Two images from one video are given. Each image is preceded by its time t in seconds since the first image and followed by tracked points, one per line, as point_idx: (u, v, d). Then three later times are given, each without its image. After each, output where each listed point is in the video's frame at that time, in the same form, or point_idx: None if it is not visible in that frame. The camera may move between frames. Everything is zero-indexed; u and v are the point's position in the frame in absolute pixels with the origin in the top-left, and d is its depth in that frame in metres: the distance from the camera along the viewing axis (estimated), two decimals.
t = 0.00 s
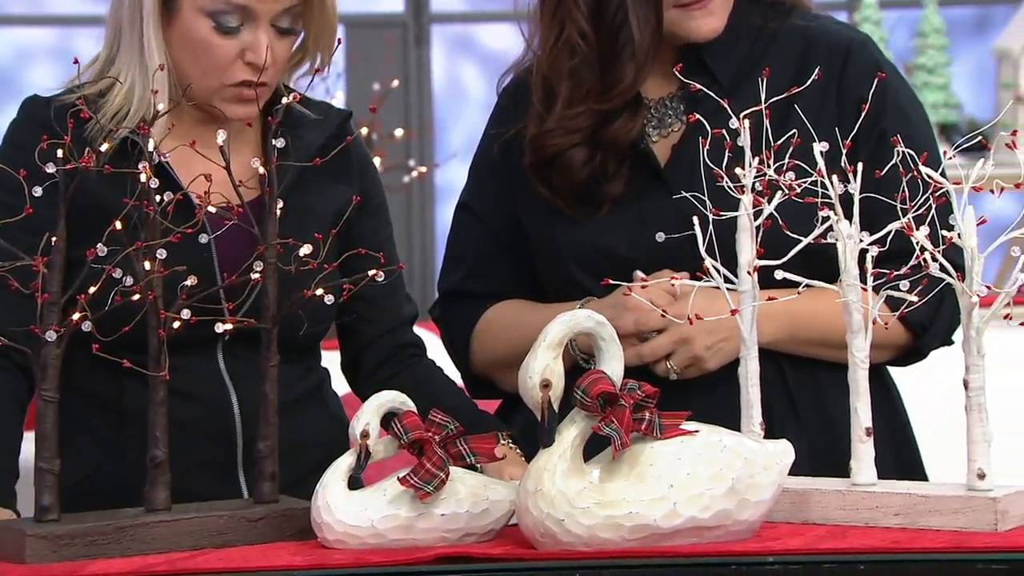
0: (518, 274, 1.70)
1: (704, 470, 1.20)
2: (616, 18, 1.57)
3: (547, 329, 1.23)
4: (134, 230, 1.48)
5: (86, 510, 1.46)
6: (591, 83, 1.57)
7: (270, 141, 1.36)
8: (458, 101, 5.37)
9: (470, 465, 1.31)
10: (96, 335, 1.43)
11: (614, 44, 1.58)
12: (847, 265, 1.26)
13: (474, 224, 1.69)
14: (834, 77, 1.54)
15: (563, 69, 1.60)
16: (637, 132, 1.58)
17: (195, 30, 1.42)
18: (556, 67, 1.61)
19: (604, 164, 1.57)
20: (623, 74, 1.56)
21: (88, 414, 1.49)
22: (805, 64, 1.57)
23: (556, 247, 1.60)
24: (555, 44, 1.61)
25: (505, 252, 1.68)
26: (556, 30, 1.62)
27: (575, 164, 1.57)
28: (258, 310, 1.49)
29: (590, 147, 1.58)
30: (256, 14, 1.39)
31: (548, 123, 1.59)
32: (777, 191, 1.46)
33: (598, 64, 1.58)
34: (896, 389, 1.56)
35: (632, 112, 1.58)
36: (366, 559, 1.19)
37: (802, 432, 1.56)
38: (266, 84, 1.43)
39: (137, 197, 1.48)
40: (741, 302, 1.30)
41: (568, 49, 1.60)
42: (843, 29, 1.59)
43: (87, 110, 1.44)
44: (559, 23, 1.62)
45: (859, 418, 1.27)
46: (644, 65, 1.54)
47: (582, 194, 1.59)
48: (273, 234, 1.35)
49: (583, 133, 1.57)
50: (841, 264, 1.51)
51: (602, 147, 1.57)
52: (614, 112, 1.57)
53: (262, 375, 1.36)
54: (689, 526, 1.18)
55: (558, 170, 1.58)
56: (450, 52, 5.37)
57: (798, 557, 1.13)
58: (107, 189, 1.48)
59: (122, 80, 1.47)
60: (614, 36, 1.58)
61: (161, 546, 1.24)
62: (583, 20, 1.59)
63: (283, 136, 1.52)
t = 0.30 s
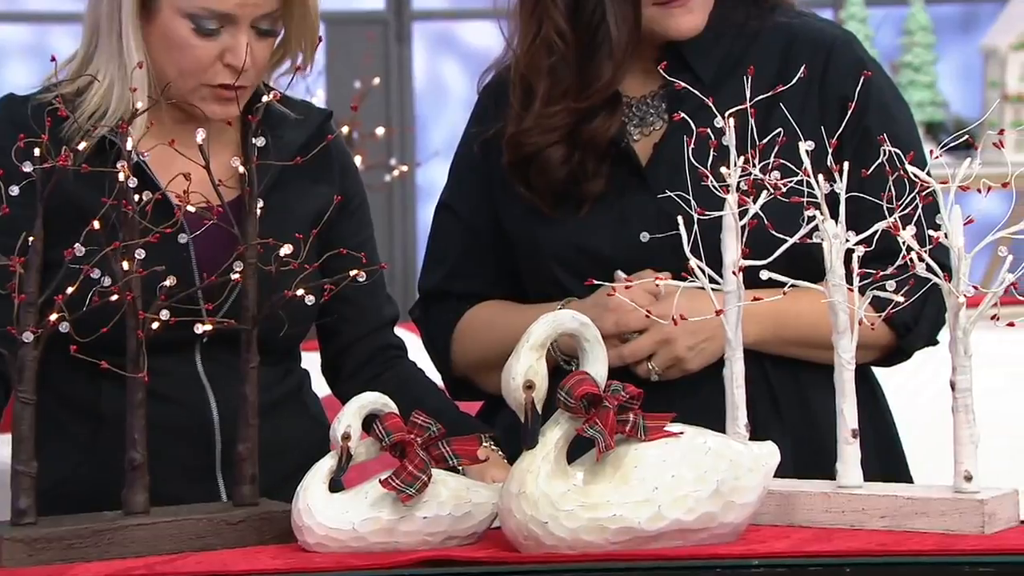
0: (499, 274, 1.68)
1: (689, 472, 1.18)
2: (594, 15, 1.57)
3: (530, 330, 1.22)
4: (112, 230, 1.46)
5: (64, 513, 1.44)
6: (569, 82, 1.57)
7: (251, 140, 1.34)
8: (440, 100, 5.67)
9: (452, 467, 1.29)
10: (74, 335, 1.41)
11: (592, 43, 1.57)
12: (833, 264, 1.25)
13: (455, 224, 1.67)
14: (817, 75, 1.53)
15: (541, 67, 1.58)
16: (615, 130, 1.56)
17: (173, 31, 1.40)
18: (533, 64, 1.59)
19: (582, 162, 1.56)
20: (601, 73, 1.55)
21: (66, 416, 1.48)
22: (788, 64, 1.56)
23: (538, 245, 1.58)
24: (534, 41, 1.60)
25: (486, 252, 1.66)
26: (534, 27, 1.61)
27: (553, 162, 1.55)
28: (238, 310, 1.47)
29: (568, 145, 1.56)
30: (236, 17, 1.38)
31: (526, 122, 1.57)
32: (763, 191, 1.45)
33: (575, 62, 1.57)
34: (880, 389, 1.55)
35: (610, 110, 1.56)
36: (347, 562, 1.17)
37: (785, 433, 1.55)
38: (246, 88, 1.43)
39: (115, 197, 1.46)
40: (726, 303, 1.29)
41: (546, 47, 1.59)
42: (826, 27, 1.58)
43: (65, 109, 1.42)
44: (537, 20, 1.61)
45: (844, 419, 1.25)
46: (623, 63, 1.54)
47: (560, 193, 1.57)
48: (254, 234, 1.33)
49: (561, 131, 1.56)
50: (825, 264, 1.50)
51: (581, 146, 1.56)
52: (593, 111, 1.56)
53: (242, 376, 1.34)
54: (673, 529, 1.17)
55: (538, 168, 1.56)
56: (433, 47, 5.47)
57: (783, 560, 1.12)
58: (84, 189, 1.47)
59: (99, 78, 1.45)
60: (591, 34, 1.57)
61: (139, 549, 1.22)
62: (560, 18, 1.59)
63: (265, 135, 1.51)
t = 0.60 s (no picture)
0: (478, 274, 1.66)
1: (673, 475, 1.16)
2: (572, 12, 1.55)
3: (512, 332, 1.20)
4: (88, 230, 1.44)
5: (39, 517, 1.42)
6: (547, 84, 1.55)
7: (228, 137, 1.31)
8: (419, 96, 5.63)
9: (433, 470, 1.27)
10: (48, 336, 1.39)
11: (572, 39, 1.55)
12: (818, 264, 1.23)
13: (434, 223, 1.65)
14: (800, 73, 1.52)
15: (519, 65, 1.57)
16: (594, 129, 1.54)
17: None
18: (511, 64, 1.58)
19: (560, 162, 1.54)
20: (580, 71, 1.53)
21: (41, 419, 1.45)
22: (768, 63, 1.55)
23: (516, 244, 1.57)
24: (512, 38, 1.59)
25: (466, 252, 1.64)
26: (512, 24, 1.60)
27: (530, 162, 1.53)
28: (215, 311, 1.45)
29: (546, 145, 1.54)
30: None
31: (504, 122, 1.55)
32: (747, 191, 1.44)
33: (553, 61, 1.56)
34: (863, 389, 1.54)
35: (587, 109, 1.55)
36: (327, 566, 1.15)
37: (767, 435, 1.54)
38: (222, 45, 1.40)
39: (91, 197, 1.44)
40: (711, 304, 1.28)
41: (523, 45, 1.58)
42: (808, 24, 1.57)
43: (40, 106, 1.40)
44: (515, 19, 1.60)
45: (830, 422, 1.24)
46: (601, 61, 1.52)
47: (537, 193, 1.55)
48: (232, 234, 1.31)
49: (539, 130, 1.54)
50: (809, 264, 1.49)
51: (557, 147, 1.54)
52: (571, 109, 1.54)
53: (220, 378, 1.32)
54: (657, 532, 1.15)
55: (517, 170, 1.54)
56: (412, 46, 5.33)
57: (769, 565, 1.10)
58: (59, 189, 1.44)
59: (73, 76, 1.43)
60: (569, 32, 1.56)
61: (116, 555, 1.20)
62: (538, 16, 1.57)
63: (243, 133, 1.48)
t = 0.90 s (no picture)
0: (456, 273, 1.64)
1: (653, 478, 1.15)
2: None
3: (490, 333, 1.19)
4: (60, 230, 1.42)
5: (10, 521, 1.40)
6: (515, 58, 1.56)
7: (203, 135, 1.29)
8: (395, 95, 5.60)
9: (410, 473, 1.25)
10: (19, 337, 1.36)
11: None
12: (800, 265, 1.22)
13: (412, 220, 1.63)
14: (787, 72, 1.50)
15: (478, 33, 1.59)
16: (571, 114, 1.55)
17: None
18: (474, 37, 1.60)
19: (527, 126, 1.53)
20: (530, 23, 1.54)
21: (13, 421, 1.43)
22: (754, 62, 1.53)
23: (496, 243, 1.55)
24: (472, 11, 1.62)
25: (445, 252, 1.62)
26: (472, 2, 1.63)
27: (497, 117, 1.53)
28: (189, 312, 1.43)
29: (511, 102, 1.55)
30: None
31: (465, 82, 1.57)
32: (728, 191, 1.43)
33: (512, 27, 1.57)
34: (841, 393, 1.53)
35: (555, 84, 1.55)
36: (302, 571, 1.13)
37: (746, 436, 1.52)
38: (191, 30, 1.38)
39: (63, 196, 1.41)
40: (692, 304, 1.26)
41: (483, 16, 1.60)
42: (797, 23, 1.55)
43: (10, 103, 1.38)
44: None
45: (813, 424, 1.22)
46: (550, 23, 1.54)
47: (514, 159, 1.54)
48: (206, 234, 1.29)
49: (501, 88, 1.55)
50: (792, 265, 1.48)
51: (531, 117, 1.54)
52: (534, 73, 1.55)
53: (194, 380, 1.30)
54: (637, 536, 1.14)
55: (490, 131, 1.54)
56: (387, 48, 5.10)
57: (751, 568, 1.08)
58: (30, 187, 1.42)
59: (44, 72, 1.41)
60: None
61: (87, 559, 1.18)
62: None
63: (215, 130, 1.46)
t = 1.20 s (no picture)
0: (433, 272, 1.62)
1: (633, 481, 1.13)
2: None
3: (468, 334, 1.17)
4: (30, 229, 1.39)
5: None
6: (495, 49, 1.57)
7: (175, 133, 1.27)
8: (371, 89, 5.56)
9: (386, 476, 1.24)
10: None
11: None
12: (781, 265, 1.21)
13: (389, 218, 1.61)
14: (774, 73, 1.49)
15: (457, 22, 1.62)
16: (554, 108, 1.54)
17: None
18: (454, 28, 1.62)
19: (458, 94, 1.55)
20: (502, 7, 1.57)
21: None
22: (739, 61, 1.52)
23: (475, 240, 1.53)
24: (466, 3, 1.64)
25: (422, 252, 1.61)
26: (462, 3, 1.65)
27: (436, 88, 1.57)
28: (161, 312, 1.41)
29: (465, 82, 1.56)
30: None
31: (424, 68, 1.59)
32: (708, 190, 1.41)
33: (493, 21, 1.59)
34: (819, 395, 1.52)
35: (517, 70, 1.57)
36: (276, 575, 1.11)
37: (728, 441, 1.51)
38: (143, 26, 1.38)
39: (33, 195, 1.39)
40: (672, 305, 1.25)
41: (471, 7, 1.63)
42: (781, 24, 1.54)
43: None
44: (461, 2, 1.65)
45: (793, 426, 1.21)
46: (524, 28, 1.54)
47: (463, 134, 1.55)
48: (179, 234, 1.27)
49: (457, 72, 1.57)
50: (773, 265, 1.46)
51: (490, 96, 1.55)
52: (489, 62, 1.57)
53: (166, 381, 1.28)
54: (616, 540, 1.12)
55: (443, 104, 1.55)
56: (363, 39, 4.77)
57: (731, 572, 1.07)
58: None
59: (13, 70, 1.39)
60: None
61: (58, 564, 1.16)
62: None
63: (187, 129, 1.44)
